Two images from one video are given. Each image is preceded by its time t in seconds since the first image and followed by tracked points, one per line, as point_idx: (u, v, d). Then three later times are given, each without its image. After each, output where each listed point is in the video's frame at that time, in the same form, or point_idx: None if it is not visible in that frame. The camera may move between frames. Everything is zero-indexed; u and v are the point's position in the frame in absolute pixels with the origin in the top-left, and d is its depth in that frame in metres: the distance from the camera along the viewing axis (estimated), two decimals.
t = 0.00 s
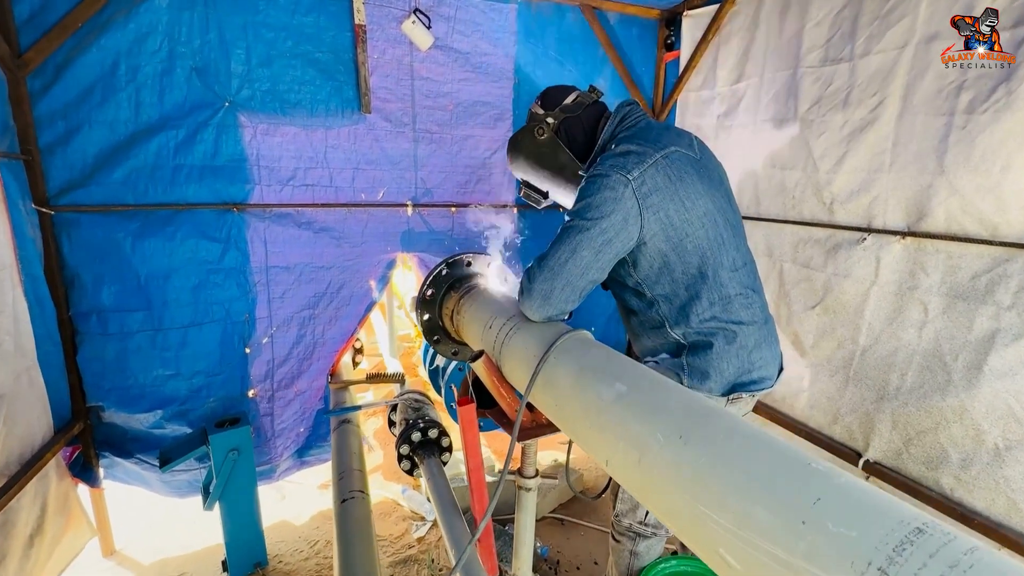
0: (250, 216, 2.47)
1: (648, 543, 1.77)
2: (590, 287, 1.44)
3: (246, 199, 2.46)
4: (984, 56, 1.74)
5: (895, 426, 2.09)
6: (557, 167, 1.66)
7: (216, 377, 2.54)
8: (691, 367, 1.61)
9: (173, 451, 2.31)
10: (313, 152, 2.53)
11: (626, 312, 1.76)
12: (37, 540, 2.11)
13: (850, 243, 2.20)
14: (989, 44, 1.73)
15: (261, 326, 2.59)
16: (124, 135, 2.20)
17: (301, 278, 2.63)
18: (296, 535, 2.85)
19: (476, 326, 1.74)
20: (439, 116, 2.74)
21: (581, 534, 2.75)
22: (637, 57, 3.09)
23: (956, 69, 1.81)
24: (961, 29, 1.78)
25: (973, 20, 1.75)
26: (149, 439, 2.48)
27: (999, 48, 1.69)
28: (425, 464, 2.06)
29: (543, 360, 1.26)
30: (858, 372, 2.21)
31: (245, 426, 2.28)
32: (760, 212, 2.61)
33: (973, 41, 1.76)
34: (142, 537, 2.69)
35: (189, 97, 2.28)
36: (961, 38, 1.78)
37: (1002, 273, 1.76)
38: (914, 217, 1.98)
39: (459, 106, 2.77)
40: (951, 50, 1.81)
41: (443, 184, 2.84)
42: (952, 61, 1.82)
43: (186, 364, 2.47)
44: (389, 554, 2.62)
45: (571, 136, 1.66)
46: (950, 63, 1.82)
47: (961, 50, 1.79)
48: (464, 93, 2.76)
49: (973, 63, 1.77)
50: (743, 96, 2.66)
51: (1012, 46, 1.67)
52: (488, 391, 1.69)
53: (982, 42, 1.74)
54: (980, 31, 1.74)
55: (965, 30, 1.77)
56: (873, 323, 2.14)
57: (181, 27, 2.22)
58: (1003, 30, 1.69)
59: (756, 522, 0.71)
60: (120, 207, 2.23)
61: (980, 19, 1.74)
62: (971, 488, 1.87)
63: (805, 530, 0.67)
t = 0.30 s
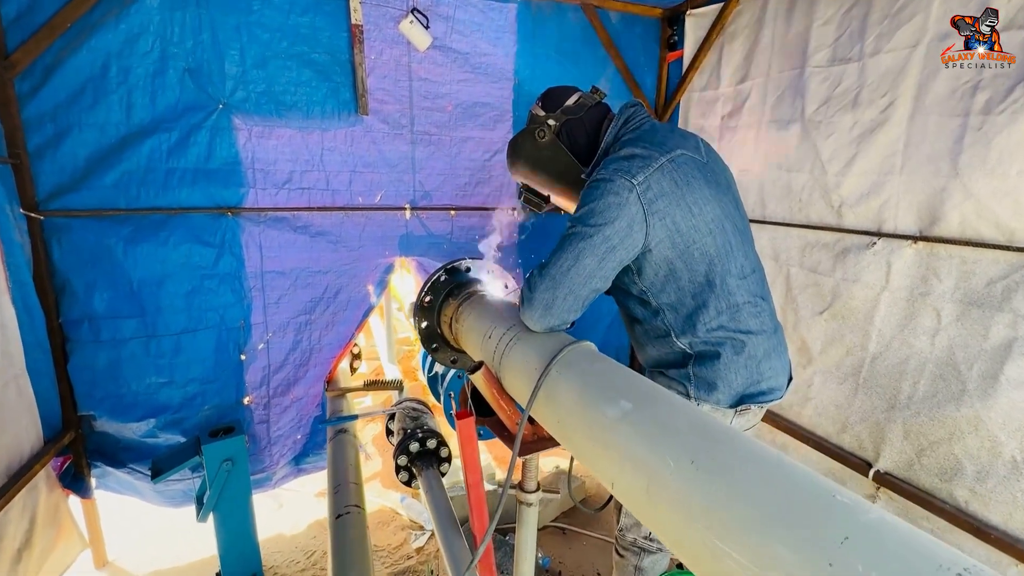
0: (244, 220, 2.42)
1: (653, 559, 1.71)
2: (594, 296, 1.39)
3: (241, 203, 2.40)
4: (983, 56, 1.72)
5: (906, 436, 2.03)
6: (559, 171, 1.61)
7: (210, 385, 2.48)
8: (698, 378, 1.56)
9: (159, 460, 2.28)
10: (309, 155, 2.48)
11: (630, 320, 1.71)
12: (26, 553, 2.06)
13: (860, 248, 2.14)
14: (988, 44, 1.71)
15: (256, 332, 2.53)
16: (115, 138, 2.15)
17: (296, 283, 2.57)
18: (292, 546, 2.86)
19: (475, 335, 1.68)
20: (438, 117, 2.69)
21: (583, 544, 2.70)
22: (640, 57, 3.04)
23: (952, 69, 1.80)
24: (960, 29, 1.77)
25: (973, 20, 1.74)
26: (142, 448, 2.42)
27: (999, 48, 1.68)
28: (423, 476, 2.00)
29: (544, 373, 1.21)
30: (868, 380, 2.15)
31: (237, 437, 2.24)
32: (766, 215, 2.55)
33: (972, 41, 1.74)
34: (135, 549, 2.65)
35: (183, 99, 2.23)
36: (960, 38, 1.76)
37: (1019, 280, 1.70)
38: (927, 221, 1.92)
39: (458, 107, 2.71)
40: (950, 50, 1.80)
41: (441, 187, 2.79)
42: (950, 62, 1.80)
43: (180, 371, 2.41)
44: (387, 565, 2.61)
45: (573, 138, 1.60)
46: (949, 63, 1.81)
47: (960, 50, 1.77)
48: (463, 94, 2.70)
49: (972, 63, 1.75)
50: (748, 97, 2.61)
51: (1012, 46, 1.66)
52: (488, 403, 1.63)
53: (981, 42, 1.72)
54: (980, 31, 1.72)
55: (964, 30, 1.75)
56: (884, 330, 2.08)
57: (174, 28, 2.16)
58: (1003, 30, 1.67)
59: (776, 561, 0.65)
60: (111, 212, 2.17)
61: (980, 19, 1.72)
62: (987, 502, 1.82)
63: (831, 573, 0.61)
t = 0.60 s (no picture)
0: (238, 222, 2.35)
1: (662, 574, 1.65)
2: (600, 303, 1.32)
3: (234, 205, 2.33)
4: (983, 56, 1.70)
5: (922, 445, 1.97)
6: (562, 172, 1.54)
7: (203, 392, 2.40)
8: (708, 387, 1.50)
9: (149, 468, 2.23)
10: (304, 155, 2.42)
11: (636, 326, 1.64)
12: (11, 568, 1.99)
13: (872, 250, 2.08)
14: (989, 44, 1.69)
15: (251, 337, 2.46)
16: (103, 138, 2.08)
17: (291, 287, 2.50)
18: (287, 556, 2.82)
19: (476, 342, 1.61)
20: (436, 117, 2.62)
21: (587, 554, 2.63)
22: (643, 55, 2.97)
23: (954, 69, 1.78)
24: (961, 29, 1.75)
25: (973, 20, 1.72)
26: (133, 457, 2.35)
27: (999, 48, 1.66)
28: (422, 487, 1.94)
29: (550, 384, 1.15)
30: (882, 387, 2.08)
31: (230, 446, 2.17)
32: (774, 217, 2.49)
33: (973, 41, 1.72)
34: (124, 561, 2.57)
35: (173, 98, 2.16)
36: (961, 38, 1.74)
37: None
38: (944, 223, 1.85)
39: (457, 106, 2.65)
40: (951, 50, 1.77)
41: (440, 188, 2.72)
42: (951, 61, 1.78)
43: (172, 378, 2.34)
44: None
45: (578, 137, 1.53)
46: (949, 63, 1.79)
47: (961, 50, 1.75)
48: (462, 93, 2.64)
49: (972, 63, 1.73)
50: (755, 95, 2.55)
51: (1013, 45, 1.64)
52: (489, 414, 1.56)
53: (982, 42, 1.71)
54: (980, 31, 1.71)
55: (964, 30, 1.74)
56: (898, 335, 2.01)
57: (164, 24, 2.10)
58: (1003, 30, 1.66)
59: None
60: (99, 215, 2.10)
61: (980, 19, 1.71)
62: (1007, 514, 1.75)
63: None
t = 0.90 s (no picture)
0: (234, 223, 2.28)
1: None
2: (614, 309, 1.25)
3: (230, 206, 2.26)
4: (983, 56, 1.70)
5: (943, 454, 1.90)
6: (572, 170, 1.48)
7: (199, 399, 2.32)
8: (725, 396, 1.43)
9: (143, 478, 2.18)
10: (303, 155, 2.35)
11: (648, 332, 1.57)
12: None
13: (890, 251, 2.01)
14: (989, 44, 1.69)
15: (248, 341, 2.38)
16: (95, 137, 2.01)
17: (289, 289, 2.43)
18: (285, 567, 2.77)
19: (482, 349, 1.55)
20: (438, 115, 2.55)
21: (593, 563, 2.58)
22: (648, 52, 2.91)
23: (953, 69, 1.78)
24: (960, 29, 1.74)
25: (973, 20, 1.71)
26: (127, 466, 2.27)
27: (999, 48, 1.66)
28: (425, 498, 1.87)
29: (565, 397, 1.09)
30: (901, 393, 2.02)
31: (227, 455, 2.11)
32: (786, 217, 2.43)
33: (972, 41, 1.72)
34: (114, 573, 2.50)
35: (167, 96, 2.09)
36: (960, 39, 1.74)
37: None
38: (966, 224, 1.79)
39: (459, 105, 2.58)
40: (950, 50, 1.77)
41: (442, 188, 2.65)
42: (951, 61, 1.77)
43: (167, 384, 2.26)
44: None
45: (588, 134, 1.47)
46: (949, 63, 1.78)
47: (960, 50, 1.74)
48: (464, 90, 2.57)
49: (972, 63, 1.73)
50: (765, 93, 2.48)
51: (1012, 45, 1.64)
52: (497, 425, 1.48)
53: (981, 42, 1.70)
54: (980, 31, 1.70)
55: (964, 30, 1.73)
56: (917, 339, 1.95)
57: (157, 19, 2.03)
58: (1003, 30, 1.66)
59: None
60: (91, 217, 2.03)
61: (980, 19, 1.70)
62: None
63: None
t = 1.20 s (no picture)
0: (233, 224, 2.21)
1: None
2: (630, 314, 1.19)
3: (228, 206, 2.20)
4: (983, 56, 1.70)
5: (965, 462, 1.85)
6: (584, 169, 1.42)
7: (197, 404, 2.24)
8: (744, 405, 1.37)
9: (137, 484, 2.10)
10: (303, 154, 2.29)
11: (662, 338, 1.51)
12: None
13: (909, 253, 1.96)
14: (988, 44, 1.69)
15: (247, 345, 2.31)
16: (89, 136, 1.95)
17: (289, 292, 2.36)
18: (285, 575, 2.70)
19: (491, 355, 1.49)
20: (442, 114, 2.49)
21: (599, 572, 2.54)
22: (655, 50, 2.85)
23: (953, 69, 1.78)
24: (960, 29, 1.74)
25: (973, 20, 1.71)
26: (122, 474, 2.21)
27: (999, 48, 1.66)
28: (430, 509, 1.81)
29: (582, 409, 1.03)
30: (920, 399, 1.96)
31: (224, 463, 2.04)
32: (797, 218, 2.37)
33: (972, 41, 1.72)
34: None
35: (164, 93, 2.03)
36: (960, 39, 1.74)
37: None
38: (990, 225, 1.73)
39: (463, 103, 2.52)
40: (950, 51, 1.77)
41: (446, 188, 2.59)
42: (950, 61, 1.78)
43: (163, 390, 2.18)
44: None
45: (601, 131, 1.41)
46: (949, 63, 1.78)
47: (960, 50, 1.75)
48: (468, 88, 2.51)
49: (972, 63, 1.73)
50: (776, 91, 2.43)
51: (1012, 46, 1.64)
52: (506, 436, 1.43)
53: (981, 42, 1.70)
54: (980, 31, 1.70)
55: (964, 30, 1.73)
56: (937, 344, 1.89)
57: (152, 14, 1.97)
58: (1003, 30, 1.66)
59: None
60: (85, 218, 1.97)
61: (980, 19, 1.70)
62: None
63: None
